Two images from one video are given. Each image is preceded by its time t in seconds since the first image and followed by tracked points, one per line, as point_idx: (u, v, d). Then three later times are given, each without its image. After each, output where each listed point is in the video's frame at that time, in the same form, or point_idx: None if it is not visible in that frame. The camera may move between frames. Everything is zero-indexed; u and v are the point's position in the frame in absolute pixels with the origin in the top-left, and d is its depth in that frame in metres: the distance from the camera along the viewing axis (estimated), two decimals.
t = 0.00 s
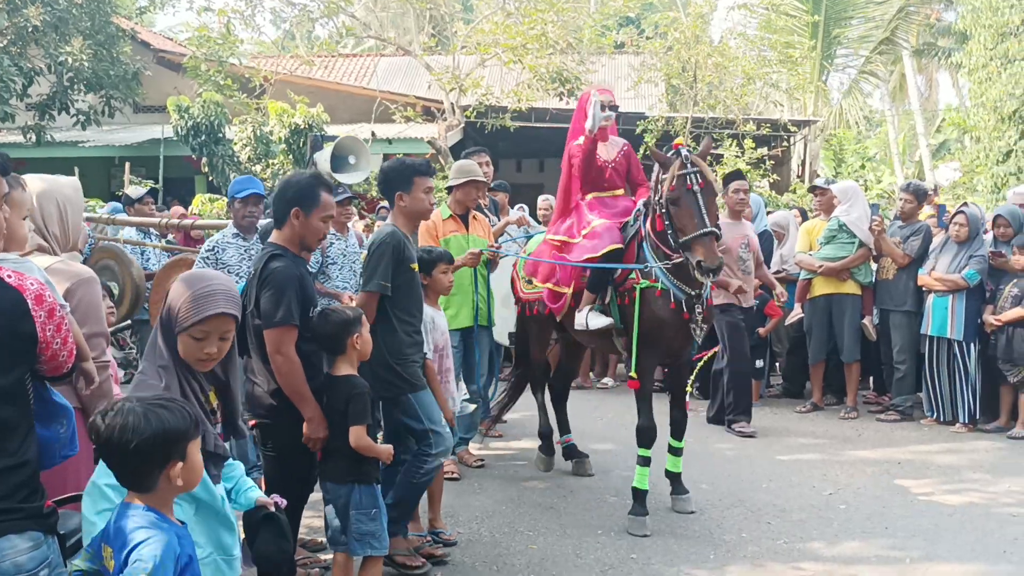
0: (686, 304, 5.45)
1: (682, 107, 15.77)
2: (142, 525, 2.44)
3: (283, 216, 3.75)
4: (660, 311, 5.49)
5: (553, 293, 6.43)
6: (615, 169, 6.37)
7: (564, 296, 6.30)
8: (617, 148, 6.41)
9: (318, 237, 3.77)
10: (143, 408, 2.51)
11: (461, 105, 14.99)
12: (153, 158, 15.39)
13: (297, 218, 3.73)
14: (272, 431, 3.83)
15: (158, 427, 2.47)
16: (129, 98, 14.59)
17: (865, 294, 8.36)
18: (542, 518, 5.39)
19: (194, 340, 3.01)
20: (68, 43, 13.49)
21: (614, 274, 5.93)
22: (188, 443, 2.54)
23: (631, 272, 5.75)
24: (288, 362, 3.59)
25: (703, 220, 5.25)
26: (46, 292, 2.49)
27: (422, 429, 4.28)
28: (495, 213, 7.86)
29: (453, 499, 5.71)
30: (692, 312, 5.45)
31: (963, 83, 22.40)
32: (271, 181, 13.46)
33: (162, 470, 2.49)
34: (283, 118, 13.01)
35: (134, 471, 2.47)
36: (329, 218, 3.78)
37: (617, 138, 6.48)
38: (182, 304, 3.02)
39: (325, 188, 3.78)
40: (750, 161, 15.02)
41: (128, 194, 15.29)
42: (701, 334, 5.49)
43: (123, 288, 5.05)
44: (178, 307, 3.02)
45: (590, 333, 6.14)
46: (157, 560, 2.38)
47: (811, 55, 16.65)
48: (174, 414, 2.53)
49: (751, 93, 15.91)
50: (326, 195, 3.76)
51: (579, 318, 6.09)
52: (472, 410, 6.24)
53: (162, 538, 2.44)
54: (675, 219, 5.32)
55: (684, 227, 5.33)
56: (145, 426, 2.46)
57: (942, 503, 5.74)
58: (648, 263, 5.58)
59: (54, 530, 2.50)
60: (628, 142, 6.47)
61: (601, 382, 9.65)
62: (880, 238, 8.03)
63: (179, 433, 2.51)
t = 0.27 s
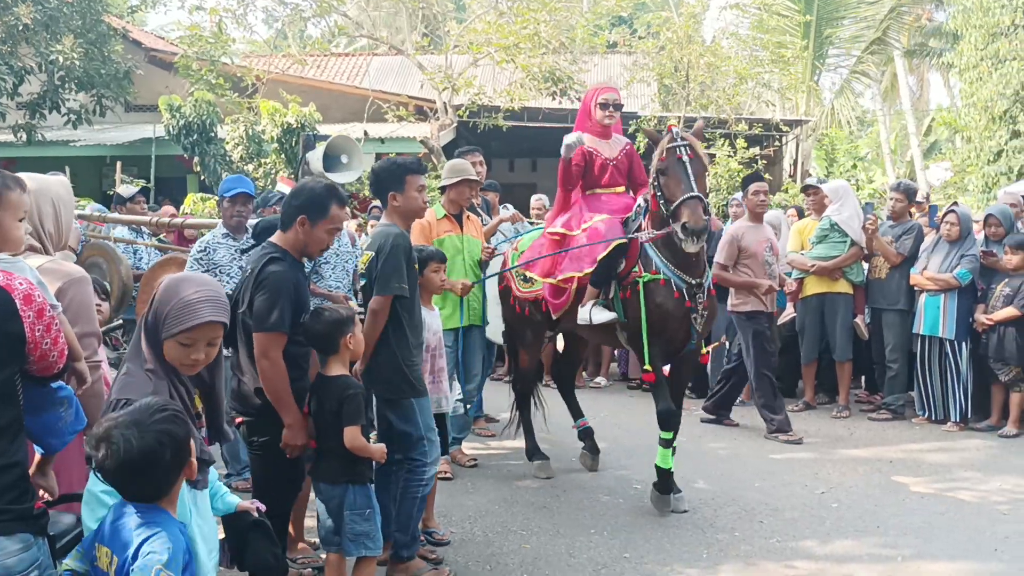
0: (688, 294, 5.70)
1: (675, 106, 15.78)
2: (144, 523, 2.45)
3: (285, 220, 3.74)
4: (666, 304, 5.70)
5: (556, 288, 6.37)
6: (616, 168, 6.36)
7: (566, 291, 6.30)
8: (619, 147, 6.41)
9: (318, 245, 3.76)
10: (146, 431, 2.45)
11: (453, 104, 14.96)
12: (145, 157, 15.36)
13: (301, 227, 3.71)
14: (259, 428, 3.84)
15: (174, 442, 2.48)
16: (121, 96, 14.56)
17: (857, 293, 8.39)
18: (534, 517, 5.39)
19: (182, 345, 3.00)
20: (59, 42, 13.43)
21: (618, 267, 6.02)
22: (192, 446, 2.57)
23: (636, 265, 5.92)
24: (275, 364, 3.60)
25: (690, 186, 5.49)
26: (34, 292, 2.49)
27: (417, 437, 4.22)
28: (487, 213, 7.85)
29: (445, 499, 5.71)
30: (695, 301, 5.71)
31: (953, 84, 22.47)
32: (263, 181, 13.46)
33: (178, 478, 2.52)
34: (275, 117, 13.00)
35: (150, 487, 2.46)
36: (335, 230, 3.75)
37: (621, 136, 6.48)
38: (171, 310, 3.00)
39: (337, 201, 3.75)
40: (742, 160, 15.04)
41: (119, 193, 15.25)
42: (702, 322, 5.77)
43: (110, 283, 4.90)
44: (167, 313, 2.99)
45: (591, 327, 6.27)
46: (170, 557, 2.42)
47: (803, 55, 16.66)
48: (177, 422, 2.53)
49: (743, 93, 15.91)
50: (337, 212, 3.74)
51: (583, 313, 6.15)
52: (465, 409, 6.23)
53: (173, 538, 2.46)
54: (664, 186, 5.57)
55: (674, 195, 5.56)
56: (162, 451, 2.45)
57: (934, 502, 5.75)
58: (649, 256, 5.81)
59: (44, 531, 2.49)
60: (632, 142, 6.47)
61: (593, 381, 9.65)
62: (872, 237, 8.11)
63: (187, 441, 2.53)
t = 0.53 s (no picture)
0: (677, 300, 5.71)
1: (663, 106, 15.82)
2: (132, 524, 2.43)
3: (277, 221, 3.72)
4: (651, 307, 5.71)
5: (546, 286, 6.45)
6: (609, 169, 6.42)
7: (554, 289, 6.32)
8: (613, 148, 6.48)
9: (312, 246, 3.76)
10: (135, 416, 2.50)
11: (441, 104, 14.95)
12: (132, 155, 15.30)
13: (295, 228, 3.71)
14: (250, 427, 3.83)
15: (161, 428, 2.50)
16: (107, 95, 14.51)
17: (844, 292, 8.45)
18: (524, 516, 5.40)
19: (172, 341, 3.00)
20: (45, 40, 13.37)
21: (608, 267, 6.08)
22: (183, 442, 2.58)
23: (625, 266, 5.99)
24: (267, 367, 3.61)
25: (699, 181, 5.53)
26: (21, 291, 2.51)
27: (416, 436, 4.22)
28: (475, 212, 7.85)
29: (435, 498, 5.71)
30: (683, 308, 5.72)
31: (940, 84, 22.60)
32: (251, 180, 13.47)
33: (165, 471, 2.51)
34: (263, 116, 12.98)
35: (133, 474, 2.45)
36: (328, 231, 3.76)
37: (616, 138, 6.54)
38: (160, 305, 2.99)
39: (330, 203, 3.75)
40: (729, 160, 15.09)
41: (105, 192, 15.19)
42: (694, 327, 5.78)
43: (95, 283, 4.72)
44: (156, 308, 2.99)
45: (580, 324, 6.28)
46: (161, 556, 2.39)
47: (789, 55, 16.71)
48: (168, 414, 2.56)
49: (731, 93, 15.94)
50: (329, 210, 3.74)
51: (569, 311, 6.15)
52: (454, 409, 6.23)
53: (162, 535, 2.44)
54: (672, 181, 5.59)
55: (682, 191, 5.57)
56: (147, 435, 2.46)
57: (920, 499, 5.79)
58: (642, 262, 5.86)
59: (32, 531, 2.50)
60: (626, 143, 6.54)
61: (582, 380, 9.67)
62: (861, 236, 8.05)
63: (177, 433, 2.55)
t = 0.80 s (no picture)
0: (671, 296, 5.71)
1: (646, 106, 15.83)
2: (107, 527, 2.40)
3: (258, 221, 3.69)
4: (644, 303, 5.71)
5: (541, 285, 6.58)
6: (599, 167, 6.49)
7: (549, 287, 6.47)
8: (602, 147, 6.51)
9: (293, 243, 3.72)
10: (112, 409, 2.47)
11: (424, 103, 14.90)
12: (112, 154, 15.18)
13: (274, 225, 3.67)
14: (236, 428, 3.79)
15: (136, 425, 2.45)
16: (87, 93, 14.38)
17: (826, 292, 8.45)
18: (507, 516, 5.39)
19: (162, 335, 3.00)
20: (23, 38, 13.25)
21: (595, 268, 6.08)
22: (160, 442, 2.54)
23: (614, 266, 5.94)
24: (252, 368, 3.58)
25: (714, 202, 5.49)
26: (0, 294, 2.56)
27: (400, 437, 4.21)
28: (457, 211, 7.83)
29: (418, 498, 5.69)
30: (676, 305, 5.73)
31: (920, 85, 22.78)
32: (233, 179, 13.42)
33: (139, 470, 2.47)
34: (245, 115, 12.90)
35: (107, 469, 2.41)
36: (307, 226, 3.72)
37: (604, 136, 6.56)
38: (153, 304, 2.98)
39: (306, 195, 3.71)
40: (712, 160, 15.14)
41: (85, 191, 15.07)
42: (678, 323, 5.79)
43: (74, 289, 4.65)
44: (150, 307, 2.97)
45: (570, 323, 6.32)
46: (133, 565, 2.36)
47: (771, 55, 16.76)
48: (147, 413, 2.53)
49: (714, 92, 15.97)
50: (306, 203, 3.70)
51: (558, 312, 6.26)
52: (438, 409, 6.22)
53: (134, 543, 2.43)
54: (687, 199, 5.51)
55: (695, 209, 5.54)
56: (122, 430, 2.43)
57: (902, 497, 5.83)
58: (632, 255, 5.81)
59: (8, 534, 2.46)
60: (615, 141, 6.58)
61: (565, 380, 9.66)
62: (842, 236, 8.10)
63: (155, 432, 2.50)
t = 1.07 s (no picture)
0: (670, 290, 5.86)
1: (632, 105, 15.83)
2: (81, 528, 2.39)
3: (245, 223, 3.66)
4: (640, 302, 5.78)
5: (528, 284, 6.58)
6: (587, 166, 6.49)
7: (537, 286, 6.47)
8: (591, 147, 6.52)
9: (281, 247, 3.71)
10: (89, 407, 2.47)
11: (410, 102, 14.84)
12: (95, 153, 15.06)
13: (262, 229, 3.65)
14: (219, 427, 3.76)
15: (111, 422, 2.45)
16: (70, 91, 14.28)
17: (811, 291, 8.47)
18: (493, 516, 5.38)
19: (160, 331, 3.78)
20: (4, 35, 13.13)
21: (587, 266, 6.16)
22: (138, 440, 2.53)
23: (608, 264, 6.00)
24: (233, 372, 3.53)
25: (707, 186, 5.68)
26: None
27: (382, 436, 4.18)
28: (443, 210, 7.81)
29: (404, 498, 5.67)
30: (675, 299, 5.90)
31: (904, 86, 22.94)
32: (217, 177, 13.36)
33: (114, 468, 2.46)
34: (229, 113, 12.81)
35: (82, 467, 2.41)
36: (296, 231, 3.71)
37: (592, 136, 6.60)
38: (160, 295, 3.72)
39: (294, 199, 3.69)
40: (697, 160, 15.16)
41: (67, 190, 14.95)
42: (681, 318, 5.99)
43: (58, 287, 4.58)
44: (158, 298, 3.71)
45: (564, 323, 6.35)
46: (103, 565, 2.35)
47: (756, 55, 16.79)
48: (124, 411, 2.52)
49: (699, 92, 16.02)
50: (295, 208, 3.69)
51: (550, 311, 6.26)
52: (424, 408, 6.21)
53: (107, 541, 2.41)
54: (681, 185, 5.71)
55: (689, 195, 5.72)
56: (96, 426, 2.42)
57: (886, 495, 5.86)
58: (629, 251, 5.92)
59: None
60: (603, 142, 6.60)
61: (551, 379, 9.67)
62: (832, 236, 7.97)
63: (130, 430, 2.49)
